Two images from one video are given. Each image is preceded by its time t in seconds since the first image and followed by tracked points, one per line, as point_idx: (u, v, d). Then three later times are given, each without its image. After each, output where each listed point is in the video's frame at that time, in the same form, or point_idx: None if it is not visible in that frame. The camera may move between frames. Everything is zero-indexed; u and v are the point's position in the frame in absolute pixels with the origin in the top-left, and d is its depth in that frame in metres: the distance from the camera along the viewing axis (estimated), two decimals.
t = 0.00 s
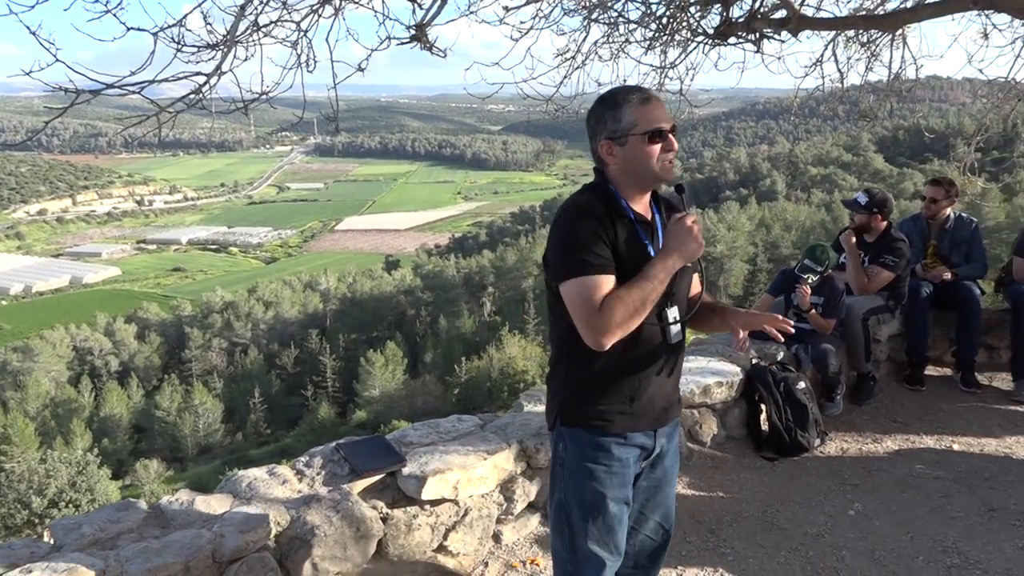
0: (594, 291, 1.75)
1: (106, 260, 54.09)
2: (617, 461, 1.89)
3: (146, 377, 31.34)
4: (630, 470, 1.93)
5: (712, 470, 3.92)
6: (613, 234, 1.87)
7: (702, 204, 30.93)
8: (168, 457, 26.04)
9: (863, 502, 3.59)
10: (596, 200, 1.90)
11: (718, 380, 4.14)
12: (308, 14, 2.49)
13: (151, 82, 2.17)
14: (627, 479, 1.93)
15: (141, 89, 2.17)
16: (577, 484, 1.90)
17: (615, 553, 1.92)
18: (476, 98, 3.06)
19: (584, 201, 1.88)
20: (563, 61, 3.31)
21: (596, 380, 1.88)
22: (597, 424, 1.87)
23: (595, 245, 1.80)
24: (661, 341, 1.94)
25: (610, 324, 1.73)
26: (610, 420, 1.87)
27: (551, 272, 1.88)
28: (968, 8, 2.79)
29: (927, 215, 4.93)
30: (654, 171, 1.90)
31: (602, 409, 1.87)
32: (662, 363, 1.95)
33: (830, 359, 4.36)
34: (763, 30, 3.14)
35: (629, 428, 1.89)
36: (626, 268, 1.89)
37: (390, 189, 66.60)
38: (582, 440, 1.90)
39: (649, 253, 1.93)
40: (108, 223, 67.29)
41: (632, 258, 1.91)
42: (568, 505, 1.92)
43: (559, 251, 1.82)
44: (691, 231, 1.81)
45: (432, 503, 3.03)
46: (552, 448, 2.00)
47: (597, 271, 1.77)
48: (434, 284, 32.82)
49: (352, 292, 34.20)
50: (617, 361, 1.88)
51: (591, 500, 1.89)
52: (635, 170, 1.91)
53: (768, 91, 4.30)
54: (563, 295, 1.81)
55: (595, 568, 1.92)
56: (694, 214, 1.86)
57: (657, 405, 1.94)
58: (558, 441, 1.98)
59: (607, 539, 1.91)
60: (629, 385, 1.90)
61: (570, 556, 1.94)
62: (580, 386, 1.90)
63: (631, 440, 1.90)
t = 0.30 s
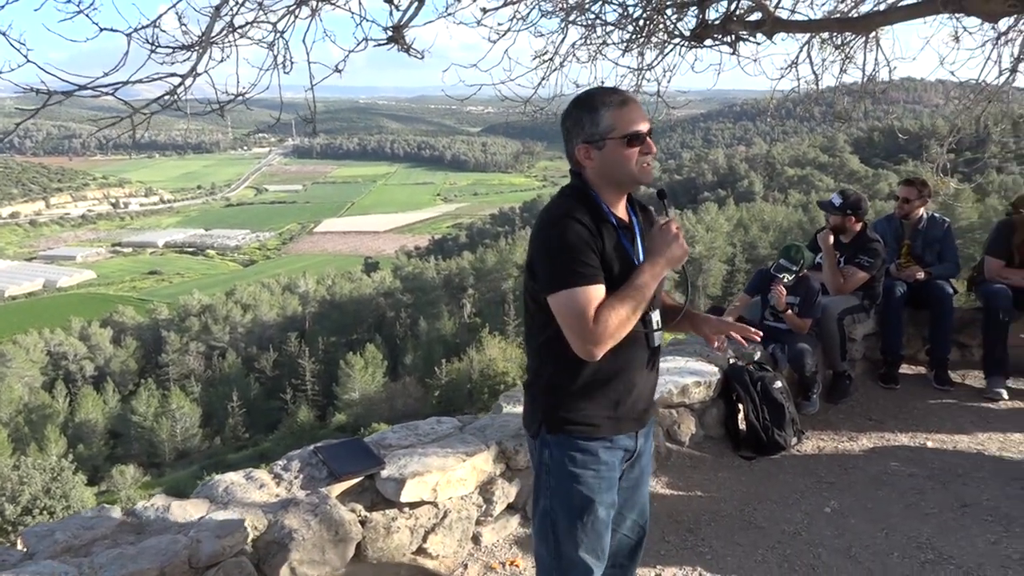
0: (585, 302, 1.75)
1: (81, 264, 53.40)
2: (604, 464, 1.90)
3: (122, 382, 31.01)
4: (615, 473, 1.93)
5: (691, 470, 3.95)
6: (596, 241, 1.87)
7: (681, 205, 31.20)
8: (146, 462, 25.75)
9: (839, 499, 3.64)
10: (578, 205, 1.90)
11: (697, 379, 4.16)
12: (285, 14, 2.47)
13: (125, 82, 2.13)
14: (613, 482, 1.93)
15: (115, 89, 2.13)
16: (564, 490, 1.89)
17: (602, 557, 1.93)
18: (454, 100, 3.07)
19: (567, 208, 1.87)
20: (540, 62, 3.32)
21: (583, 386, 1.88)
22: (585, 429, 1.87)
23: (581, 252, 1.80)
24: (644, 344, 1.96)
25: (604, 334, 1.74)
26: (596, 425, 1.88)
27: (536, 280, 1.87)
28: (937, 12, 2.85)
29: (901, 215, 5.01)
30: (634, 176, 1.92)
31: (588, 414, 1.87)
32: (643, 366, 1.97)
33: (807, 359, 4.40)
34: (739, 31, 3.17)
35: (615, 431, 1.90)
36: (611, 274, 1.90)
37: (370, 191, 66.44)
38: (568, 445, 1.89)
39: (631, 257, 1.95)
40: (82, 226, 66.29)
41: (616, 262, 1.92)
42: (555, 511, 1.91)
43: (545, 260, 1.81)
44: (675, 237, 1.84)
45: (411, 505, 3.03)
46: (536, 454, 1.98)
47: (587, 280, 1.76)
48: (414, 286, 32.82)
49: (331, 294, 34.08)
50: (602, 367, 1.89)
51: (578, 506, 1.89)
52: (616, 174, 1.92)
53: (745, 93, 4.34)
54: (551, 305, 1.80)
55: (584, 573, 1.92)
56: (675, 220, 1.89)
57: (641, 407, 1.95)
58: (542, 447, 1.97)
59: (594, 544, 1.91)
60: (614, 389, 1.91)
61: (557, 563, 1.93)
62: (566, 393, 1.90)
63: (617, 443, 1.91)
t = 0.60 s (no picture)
0: (568, 307, 1.75)
1: (60, 266, 52.77)
2: (584, 465, 1.90)
3: (102, 386, 30.69)
4: (595, 474, 1.94)
5: (672, 470, 3.97)
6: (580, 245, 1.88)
7: (663, 207, 31.37)
8: (126, 466, 25.50)
9: (819, 499, 3.67)
10: (562, 210, 1.90)
11: (678, 380, 4.18)
12: (264, 16, 2.46)
13: (104, 83, 2.10)
14: (593, 484, 1.94)
15: (93, 91, 2.10)
16: (544, 494, 1.89)
17: (582, 556, 1.94)
18: (437, 102, 3.08)
19: (553, 213, 1.86)
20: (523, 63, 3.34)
21: (565, 389, 1.88)
22: (566, 432, 1.87)
23: (565, 257, 1.80)
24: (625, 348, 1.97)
25: (588, 340, 1.74)
26: (578, 426, 1.88)
27: (520, 286, 1.86)
28: (914, 16, 2.89)
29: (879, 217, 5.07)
30: (617, 182, 1.92)
31: (571, 417, 1.88)
32: (624, 368, 1.98)
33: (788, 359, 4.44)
34: (718, 34, 3.21)
35: (595, 434, 1.90)
36: (594, 278, 1.90)
37: (353, 193, 66.27)
38: (549, 448, 1.90)
39: (614, 262, 1.95)
40: (61, 229, 65.53)
41: (600, 267, 1.92)
42: (535, 513, 1.92)
43: (529, 264, 1.81)
44: (660, 242, 1.85)
45: (393, 507, 3.02)
46: (515, 456, 1.98)
47: (571, 286, 1.77)
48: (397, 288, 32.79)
49: (313, 297, 33.95)
50: (586, 369, 1.89)
51: (558, 507, 1.89)
52: (600, 180, 1.92)
53: (727, 95, 4.37)
54: (535, 310, 1.80)
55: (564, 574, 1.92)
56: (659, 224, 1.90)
57: (621, 409, 1.96)
58: (522, 449, 1.97)
59: (574, 544, 1.91)
60: (598, 391, 1.92)
61: (539, 565, 1.93)
62: (547, 396, 1.90)
63: (597, 445, 1.92)
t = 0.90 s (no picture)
0: (533, 309, 1.76)
1: (38, 269, 52.15)
2: (557, 467, 1.90)
3: (81, 390, 30.35)
4: (570, 476, 1.94)
5: (655, 471, 3.99)
6: (550, 247, 1.89)
7: (646, 209, 31.60)
8: (106, 472, 25.25)
9: (800, 499, 3.69)
10: (532, 213, 1.92)
11: (661, 382, 4.20)
12: (245, 17, 2.45)
13: (81, 85, 2.06)
14: (568, 485, 1.94)
15: (70, 93, 2.06)
16: (517, 493, 1.90)
17: (556, 557, 1.94)
18: (421, 104, 3.08)
19: (523, 218, 1.88)
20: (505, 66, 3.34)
21: (538, 390, 1.89)
22: (538, 432, 1.88)
23: (533, 259, 1.81)
24: (597, 351, 1.96)
25: (550, 341, 1.75)
26: (550, 427, 1.88)
27: (489, 287, 1.89)
28: (892, 21, 2.93)
29: (860, 218, 5.12)
30: (588, 183, 1.92)
31: (545, 417, 1.88)
32: (600, 371, 1.97)
33: (768, 360, 4.47)
34: (700, 38, 3.23)
35: (569, 435, 1.90)
36: (563, 280, 1.91)
37: (335, 196, 66.16)
38: (523, 448, 1.90)
39: (585, 265, 1.96)
40: (39, 231, 64.71)
41: (569, 270, 1.93)
42: (510, 512, 1.92)
43: (497, 265, 1.83)
44: (627, 246, 1.83)
45: (376, 511, 3.02)
46: (492, 455, 2.00)
47: (536, 287, 1.78)
48: (380, 291, 32.76)
49: (296, 299, 33.80)
50: (556, 371, 1.90)
51: (530, 508, 1.90)
52: (570, 183, 1.93)
53: (709, 98, 4.40)
54: (502, 310, 1.82)
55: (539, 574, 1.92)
56: (630, 227, 1.88)
57: (596, 411, 1.96)
58: (496, 450, 1.98)
59: (548, 546, 1.92)
60: (570, 393, 1.92)
61: (514, 564, 1.93)
62: (520, 396, 1.91)
63: (572, 446, 1.92)
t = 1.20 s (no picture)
0: (491, 308, 1.81)
1: (20, 275, 51.64)
2: (528, 465, 1.90)
3: (64, 396, 30.05)
4: (546, 474, 1.94)
5: (642, 471, 4.01)
6: (517, 247, 1.90)
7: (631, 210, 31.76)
8: (90, 478, 25.03)
9: (786, 497, 3.71)
10: (505, 214, 1.95)
11: (647, 382, 4.22)
12: (228, 20, 2.45)
13: (60, 88, 2.04)
14: (541, 483, 1.93)
15: (50, 96, 2.04)
16: (490, 488, 1.92)
17: (529, 557, 1.93)
18: (405, 106, 3.08)
19: (492, 218, 1.91)
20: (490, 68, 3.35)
21: (507, 387, 1.91)
22: (509, 430, 1.89)
23: (496, 258, 1.85)
24: (569, 353, 1.94)
25: (502, 340, 1.76)
26: (520, 426, 1.89)
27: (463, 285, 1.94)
28: (872, 23, 2.96)
29: (846, 219, 5.14)
30: (559, 185, 1.90)
31: (514, 415, 1.90)
32: (573, 375, 1.95)
33: (752, 360, 4.49)
34: (682, 40, 3.26)
35: (540, 435, 1.90)
36: (531, 281, 1.91)
37: (321, 199, 66.04)
38: (496, 445, 1.92)
39: (555, 268, 1.95)
40: (20, 235, 64.04)
41: (539, 272, 1.93)
42: (484, 507, 1.94)
43: (465, 264, 1.88)
44: (592, 255, 1.71)
45: (363, 514, 3.01)
46: (471, 450, 2.03)
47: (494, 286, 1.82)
48: (367, 294, 32.74)
49: (282, 303, 33.67)
50: (525, 371, 1.91)
51: (502, 503, 1.91)
52: (543, 185, 1.92)
53: (693, 99, 4.43)
54: (468, 308, 1.87)
55: (511, 571, 1.92)
56: (599, 234, 1.75)
57: (572, 414, 1.94)
58: (475, 445, 2.01)
59: (519, 544, 1.92)
60: (542, 392, 1.92)
61: (488, 559, 1.95)
62: (493, 393, 1.93)
63: (545, 447, 1.92)
